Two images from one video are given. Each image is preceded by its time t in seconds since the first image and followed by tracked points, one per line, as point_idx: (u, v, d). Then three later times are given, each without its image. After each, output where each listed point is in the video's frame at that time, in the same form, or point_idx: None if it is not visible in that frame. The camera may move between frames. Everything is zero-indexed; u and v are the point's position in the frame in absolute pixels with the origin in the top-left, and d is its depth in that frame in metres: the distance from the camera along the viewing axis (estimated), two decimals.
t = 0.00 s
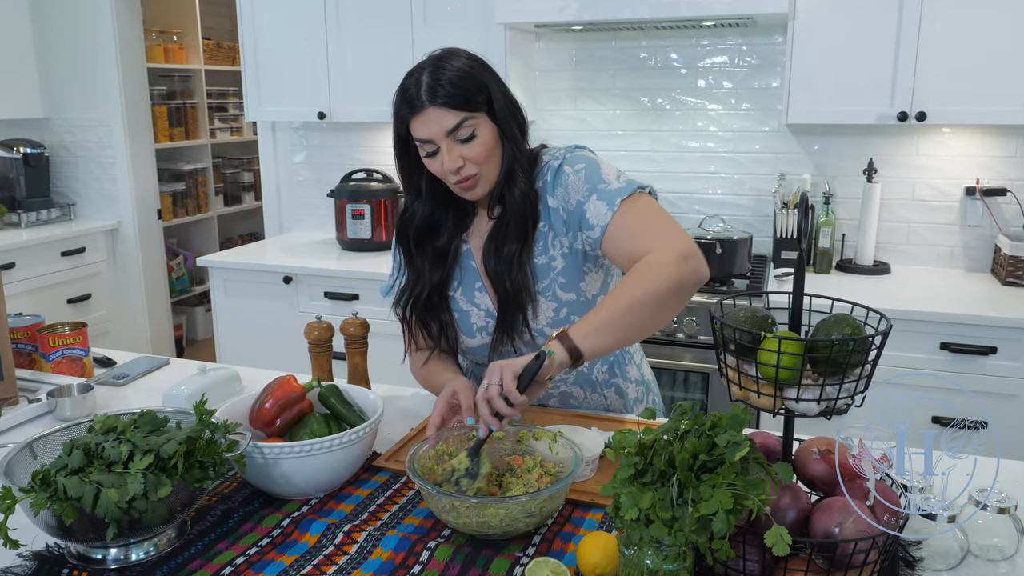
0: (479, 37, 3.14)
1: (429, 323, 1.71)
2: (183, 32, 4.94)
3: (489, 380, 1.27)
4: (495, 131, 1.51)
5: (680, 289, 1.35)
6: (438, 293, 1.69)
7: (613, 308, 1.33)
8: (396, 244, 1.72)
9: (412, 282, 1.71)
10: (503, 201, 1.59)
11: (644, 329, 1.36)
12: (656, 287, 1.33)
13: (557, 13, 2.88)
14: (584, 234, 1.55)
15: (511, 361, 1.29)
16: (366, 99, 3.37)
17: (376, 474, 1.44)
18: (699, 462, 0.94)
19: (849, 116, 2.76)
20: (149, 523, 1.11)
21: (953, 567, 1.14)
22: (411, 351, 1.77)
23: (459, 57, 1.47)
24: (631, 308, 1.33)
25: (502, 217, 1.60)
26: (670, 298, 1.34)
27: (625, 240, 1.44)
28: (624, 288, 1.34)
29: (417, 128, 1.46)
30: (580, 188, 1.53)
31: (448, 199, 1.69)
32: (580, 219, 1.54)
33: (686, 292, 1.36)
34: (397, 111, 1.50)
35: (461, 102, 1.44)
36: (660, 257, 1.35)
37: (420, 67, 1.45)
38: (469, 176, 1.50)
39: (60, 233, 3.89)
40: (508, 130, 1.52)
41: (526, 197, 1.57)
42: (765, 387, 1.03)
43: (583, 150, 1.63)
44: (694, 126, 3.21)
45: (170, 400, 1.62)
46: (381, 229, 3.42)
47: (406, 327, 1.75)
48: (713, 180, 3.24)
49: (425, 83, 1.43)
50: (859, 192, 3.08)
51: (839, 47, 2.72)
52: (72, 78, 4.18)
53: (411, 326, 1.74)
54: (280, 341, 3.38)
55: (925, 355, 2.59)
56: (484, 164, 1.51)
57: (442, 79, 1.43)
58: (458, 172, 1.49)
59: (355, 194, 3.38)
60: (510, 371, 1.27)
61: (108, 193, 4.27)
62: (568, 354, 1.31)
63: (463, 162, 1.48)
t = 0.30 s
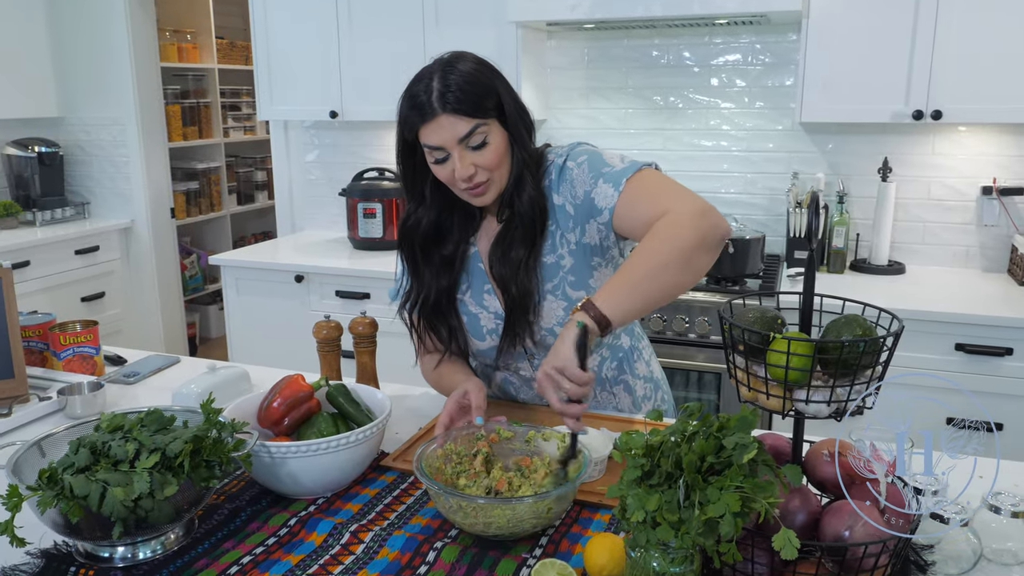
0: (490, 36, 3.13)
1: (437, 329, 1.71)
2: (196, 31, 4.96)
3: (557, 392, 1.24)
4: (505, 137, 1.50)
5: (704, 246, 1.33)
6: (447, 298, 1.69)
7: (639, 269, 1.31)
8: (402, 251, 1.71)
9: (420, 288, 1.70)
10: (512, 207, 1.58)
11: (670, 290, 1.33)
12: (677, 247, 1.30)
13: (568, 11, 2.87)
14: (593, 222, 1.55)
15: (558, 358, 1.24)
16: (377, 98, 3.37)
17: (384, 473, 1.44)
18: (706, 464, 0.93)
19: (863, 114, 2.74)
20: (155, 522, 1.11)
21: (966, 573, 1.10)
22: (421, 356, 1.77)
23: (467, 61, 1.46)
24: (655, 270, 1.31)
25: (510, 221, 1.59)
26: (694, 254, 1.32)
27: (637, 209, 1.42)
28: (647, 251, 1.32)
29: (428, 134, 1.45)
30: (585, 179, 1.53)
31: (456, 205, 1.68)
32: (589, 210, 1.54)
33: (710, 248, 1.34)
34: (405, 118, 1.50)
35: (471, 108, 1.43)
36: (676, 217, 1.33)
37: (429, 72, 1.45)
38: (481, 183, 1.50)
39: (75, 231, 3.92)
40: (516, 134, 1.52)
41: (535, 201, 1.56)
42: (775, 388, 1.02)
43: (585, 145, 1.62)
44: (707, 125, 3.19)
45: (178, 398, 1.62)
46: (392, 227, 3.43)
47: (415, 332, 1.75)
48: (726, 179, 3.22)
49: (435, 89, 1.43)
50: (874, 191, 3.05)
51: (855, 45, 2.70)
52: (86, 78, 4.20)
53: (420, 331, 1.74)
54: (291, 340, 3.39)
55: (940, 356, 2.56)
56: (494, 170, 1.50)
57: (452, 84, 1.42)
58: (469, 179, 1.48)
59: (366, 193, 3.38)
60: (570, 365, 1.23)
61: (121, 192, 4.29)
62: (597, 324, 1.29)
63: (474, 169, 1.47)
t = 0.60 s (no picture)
0: (496, 34, 3.12)
1: (440, 328, 1.71)
2: (205, 29, 4.96)
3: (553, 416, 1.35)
4: (509, 135, 1.50)
5: (704, 291, 1.34)
6: (450, 297, 1.68)
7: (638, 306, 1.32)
8: (406, 249, 1.71)
9: (422, 286, 1.70)
10: (514, 206, 1.56)
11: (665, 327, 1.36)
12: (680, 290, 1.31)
13: (576, 9, 2.86)
14: (594, 236, 1.54)
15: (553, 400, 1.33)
16: (384, 96, 3.36)
17: (386, 473, 1.43)
18: (707, 467, 0.92)
19: (872, 112, 2.71)
20: (154, 522, 1.11)
21: None
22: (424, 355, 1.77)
23: (474, 57, 1.45)
24: (652, 312, 1.32)
25: (511, 221, 1.58)
26: (693, 298, 1.33)
27: (640, 238, 1.43)
28: (648, 287, 1.32)
29: (432, 130, 1.45)
30: (589, 191, 1.52)
31: (459, 202, 1.68)
32: (590, 222, 1.53)
33: (711, 290, 1.35)
34: (410, 114, 1.49)
35: (476, 106, 1.42)
36: (682, 254, 1.33)
37: (436, 67, 1.44)
38: (482, 180, 1.49)
39: (83, 229, 3.93)
40: (521, 133, 1.51)
41: (538, 201, 1.55)
42: (777, 390, 1.01)
43: (592, 150, 1.60)
44: (715, 123, 3.17)
45: (181, 397, 1.62)
46: (398, 226, 3.42)
47: (417, 331, 1.74)
48: (734, 178, 3.20)
49: (441, 85, 1.42)
50: (883, 190, 3.03)
51: (865, 42, 2.67)
52: (95, 76, 4.21)
53: (422, 329, 1.74)
54: (297, 338, 3.39)
55: (948, 356, 2.54)
56: (498, 170, 1.49)
57: (458, 80, 1.42)
58: (471, 177, 1.47)
59: (373, 191, 3.37)
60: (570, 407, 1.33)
61: (129, 189, 4.30)
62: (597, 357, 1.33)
63: (477, 166, 1.46)
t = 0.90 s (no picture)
0: (497, 34, 3.11)
1: (437, 327, 1.70)
2: (207, 30, 4.96)
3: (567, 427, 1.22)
4: (503, 135, 1.49)
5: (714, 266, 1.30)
6: (446, 297, 1.68)
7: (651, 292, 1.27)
8: (400, 249, 1.70)
9: (418, 286, 1.69)
10: (509, 205, 1.56)
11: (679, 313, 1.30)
12: (688, 269, 1.27)
13: (576, 9, 2.85)
14: (593, 226, 1.53)
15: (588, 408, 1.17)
16: (385, 96, 3.35)
17: (383, 476, 1.43)
18: (704, 472, 0.91)
19: (874, 113, 2.70)
20: (148, 525, 1.11)
21: None
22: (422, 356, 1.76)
23: (466, 57, 1.45)
24: (662, 293, 1.27)
25: (507, 220, 1.57)
26: (703, 275, 1.29)
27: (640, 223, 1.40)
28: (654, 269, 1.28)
29: (425, 130, 1.44)
30: (586, 182, 1.52)
31: (454, 202, 1.67)
32: (588, 213, 1.52)
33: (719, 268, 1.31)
34: (403, 115, 1.48)
35: (469, 105, 1.42)
36: (684, 233, 1.30)
37: (428, 68, 1.43)
38: (476, 180, 1.48)
39: (84, 229, 3.93)
40: (515, 132, 1.50)
41: (533, 199, 1.54)
42: (775, 394, 1.00)
43: (586, 146, 1.61)
44: (716, 124, 3.16)
45: (180, 398, 1.61)
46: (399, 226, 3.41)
47: (416, 331, 1.74)
48: (736, 179, 3.19)
49: (433, 85, 1.41)
50: (885, 190, 3.02)
51: (867, 43, 2.66)
52: (96, 76, 4.21)
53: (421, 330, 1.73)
54: (298, 338, 3.38)
55: (951, 358, 2.53)
56: (491, 170, 1.49)
57: (450, 80, 1.41)
58: (465, 177, 1.46)
59: (373, 192, 3.37)
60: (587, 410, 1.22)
61: (131, 189, 4.30)
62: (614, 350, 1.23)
63: (470, 166, 1.46)
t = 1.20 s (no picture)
0: (500, 34, 3.10)
1: (439, 328, 1.69)
2: (211, 31, 4.96)
3: (580, 416, 1.23)
4: (507, 134, 1.48)
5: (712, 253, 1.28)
6: (448, 298, 1.67)
7: (648, 276, 1.27)
8: (403, 249, 1.69)
9: (420, 286, 1.69)
10: (511, 207, 1.55)
11: (680, 299, 1.30)
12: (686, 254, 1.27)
13: (580, 10, 2.84)
14: (597, 224, 1.53)
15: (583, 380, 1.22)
16: (388, 97, 3.35)
17: (384, 479, 1.42)
18: (707, 477, 0.90)
19: (880, 113, 2.69)
20: (147, 528, 1.10)
21: None
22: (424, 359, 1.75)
23: (472, 55, 1.44)
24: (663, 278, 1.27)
25: (509, 222, 1.56)
26: (701, 260, 1.28)
27: (642, 213, 1.40)
28: (657, 254, 1.28)
29: (429, 127, 1.43)
30: (586, 181, 1.51)
31: (456, 203, 1.66)
32: (589, 211, 1.52)
33: (722, 252, 1.30)
34: (408, 112, 1.48)
35: (474, 103, 1.41)
36: (685, 220, 1.29)
37: (434, 65, 1.43)
38: (479, 178, 1.47)
39: (89, 230, 3.93)
40: (520, 133, 1.49)
41: (536, 200, 1.53)
42: (780, 398, 0.99)
43: (586, 147, 1.59)
44: (721, 124, 3.15)
45: (181, 400, 1.60)
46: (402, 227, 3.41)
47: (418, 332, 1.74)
48: (741, 179, 3.17)
49: (438, 81, 1.41)
50: (891, 191, 3.00)
51: (872, 43, 2.65)
52: (101, 77, 4.22)
53: (422, 331, 1.72)
54: (301, 339, 3.38)
55: (957, 360, 2.51)
56: (495, 168, 1.48)
57: (456, 77, 1.40)
58: (467, 175, 1.46)
59: (377, 193, 3.36)
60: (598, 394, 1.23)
61: (135, 190, 4.30)
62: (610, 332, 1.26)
63: (474, 164, 1.45)
